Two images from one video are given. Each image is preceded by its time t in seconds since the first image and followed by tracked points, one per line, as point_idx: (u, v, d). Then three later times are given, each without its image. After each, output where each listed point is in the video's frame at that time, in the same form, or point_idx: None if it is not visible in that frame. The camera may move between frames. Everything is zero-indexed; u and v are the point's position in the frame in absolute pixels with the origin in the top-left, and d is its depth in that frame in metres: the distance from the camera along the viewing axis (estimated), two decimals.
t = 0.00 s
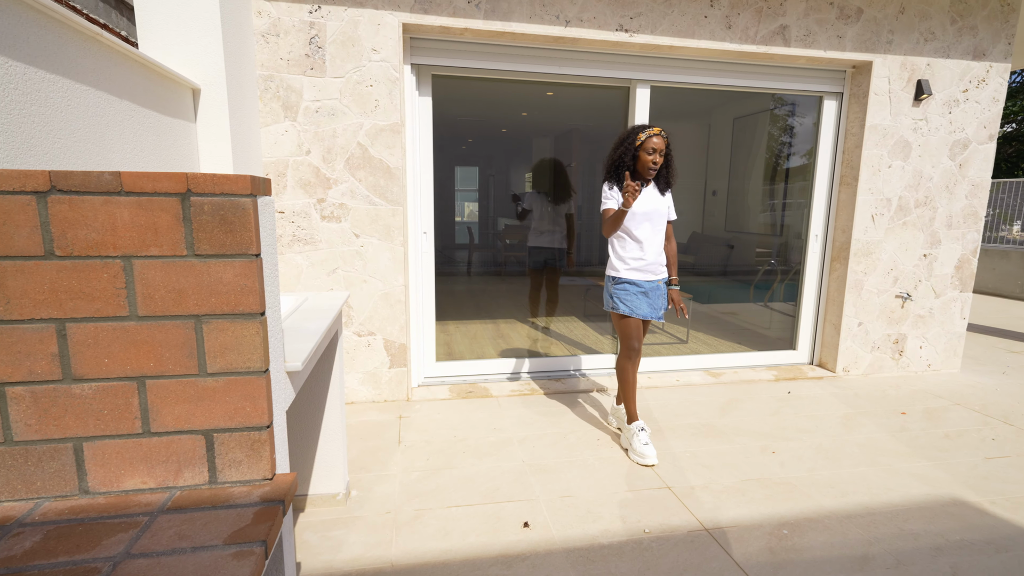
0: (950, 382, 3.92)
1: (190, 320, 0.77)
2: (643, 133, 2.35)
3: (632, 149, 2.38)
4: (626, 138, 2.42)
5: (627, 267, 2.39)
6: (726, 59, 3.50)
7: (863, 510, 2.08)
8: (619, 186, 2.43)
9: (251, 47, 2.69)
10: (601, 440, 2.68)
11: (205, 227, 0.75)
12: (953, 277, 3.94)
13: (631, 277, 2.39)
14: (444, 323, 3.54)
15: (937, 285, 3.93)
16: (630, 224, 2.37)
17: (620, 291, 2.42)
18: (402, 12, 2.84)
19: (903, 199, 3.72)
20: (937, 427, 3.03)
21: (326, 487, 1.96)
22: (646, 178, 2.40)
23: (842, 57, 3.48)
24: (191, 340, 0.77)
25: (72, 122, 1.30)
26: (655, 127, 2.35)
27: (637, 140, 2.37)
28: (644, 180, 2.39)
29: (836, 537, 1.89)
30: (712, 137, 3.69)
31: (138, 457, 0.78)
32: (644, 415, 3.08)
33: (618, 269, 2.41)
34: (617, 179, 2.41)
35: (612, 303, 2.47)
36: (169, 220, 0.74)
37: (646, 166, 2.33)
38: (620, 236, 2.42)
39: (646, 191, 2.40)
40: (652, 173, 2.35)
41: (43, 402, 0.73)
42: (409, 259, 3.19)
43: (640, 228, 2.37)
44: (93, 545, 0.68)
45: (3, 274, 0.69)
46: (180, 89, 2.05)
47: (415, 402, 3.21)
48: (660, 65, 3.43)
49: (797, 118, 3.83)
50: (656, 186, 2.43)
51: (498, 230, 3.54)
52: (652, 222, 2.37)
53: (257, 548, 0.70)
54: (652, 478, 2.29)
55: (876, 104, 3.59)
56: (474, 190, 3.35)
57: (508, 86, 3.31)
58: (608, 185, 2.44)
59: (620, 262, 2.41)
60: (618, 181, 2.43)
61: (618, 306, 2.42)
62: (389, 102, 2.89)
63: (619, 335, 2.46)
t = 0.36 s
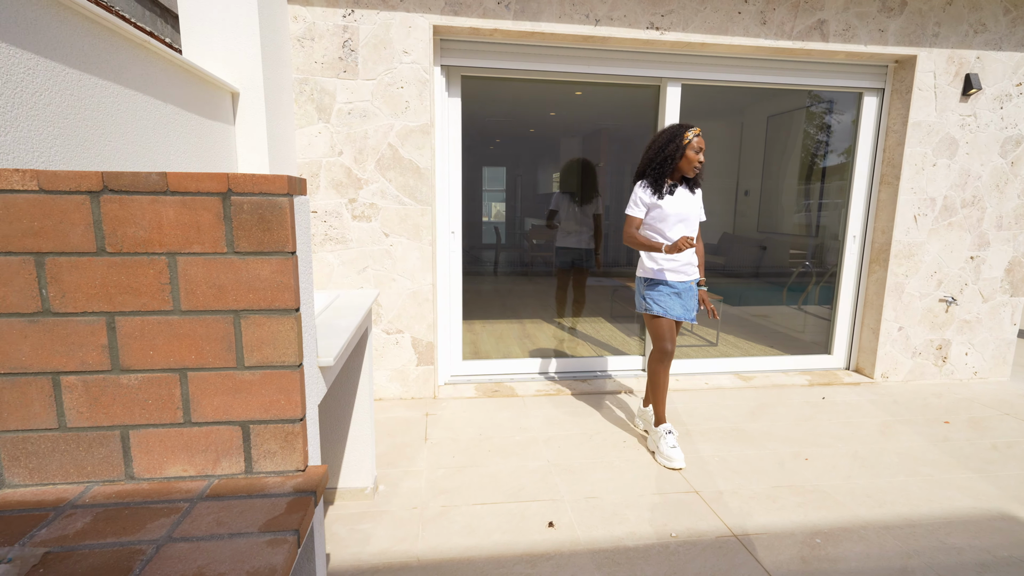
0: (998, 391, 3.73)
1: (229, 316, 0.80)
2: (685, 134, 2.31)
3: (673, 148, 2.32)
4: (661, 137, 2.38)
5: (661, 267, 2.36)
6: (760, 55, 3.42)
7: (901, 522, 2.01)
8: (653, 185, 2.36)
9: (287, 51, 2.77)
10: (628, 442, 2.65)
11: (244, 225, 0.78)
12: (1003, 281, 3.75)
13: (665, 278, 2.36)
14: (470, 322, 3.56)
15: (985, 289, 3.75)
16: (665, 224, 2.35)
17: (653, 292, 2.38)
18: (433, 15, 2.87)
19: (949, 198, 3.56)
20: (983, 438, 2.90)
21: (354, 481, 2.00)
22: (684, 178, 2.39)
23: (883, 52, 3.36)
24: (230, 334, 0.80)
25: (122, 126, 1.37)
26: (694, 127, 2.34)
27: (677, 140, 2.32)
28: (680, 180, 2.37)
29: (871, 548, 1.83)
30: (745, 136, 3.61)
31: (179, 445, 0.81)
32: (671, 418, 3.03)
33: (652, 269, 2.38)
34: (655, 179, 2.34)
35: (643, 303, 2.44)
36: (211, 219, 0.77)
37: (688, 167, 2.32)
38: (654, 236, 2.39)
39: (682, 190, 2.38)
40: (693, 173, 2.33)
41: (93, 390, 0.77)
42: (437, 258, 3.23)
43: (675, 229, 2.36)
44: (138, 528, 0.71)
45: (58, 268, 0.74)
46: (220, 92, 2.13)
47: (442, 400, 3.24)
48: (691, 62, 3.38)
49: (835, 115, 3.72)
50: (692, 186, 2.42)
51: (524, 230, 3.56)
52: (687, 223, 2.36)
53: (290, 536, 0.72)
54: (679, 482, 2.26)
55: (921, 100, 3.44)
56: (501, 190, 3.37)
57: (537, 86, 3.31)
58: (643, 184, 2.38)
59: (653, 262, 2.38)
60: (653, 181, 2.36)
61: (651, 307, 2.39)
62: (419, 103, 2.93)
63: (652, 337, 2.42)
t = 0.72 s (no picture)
0: None
1: (257, 314, 0.81)
2: (721, 134, 2.31)
3: (712, 150, 2.29)
4: (696, 137, 2.35)
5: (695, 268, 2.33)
6: (788, 53, 3.35)
7: (933, 533, 1.94)
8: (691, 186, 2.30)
9: (313, 55, 2.82)
10: (648, 445, 2.63)
11: (272, 226, 0.79)
12: None
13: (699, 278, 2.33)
14: (491, 322, 3.57)
15: None
16: (700, 224, 2.32)
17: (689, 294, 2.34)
18: (456, 17, 2.89)
19: (986, 199, 3.44)
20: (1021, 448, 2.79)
21: (376, 478, 2.02)
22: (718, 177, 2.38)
23: (917, 48, 3.25)
24: (257, 332, 0.82)
25: (156, 128, 1.41)
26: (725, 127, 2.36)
27: (716, 141, 2.30)
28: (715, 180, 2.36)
29: (900, 559, 1.78)
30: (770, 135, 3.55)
31: (209, 441, 0.84)
32: (693, 421, 2.99)
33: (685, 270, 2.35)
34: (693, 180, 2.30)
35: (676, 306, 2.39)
36: (240, 220, 0.79)
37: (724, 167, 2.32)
38: (688, 236, 2.35)
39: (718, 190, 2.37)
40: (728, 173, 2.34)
41: (128, 386, 0.80)
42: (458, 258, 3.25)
43: (710, 229, 2.34)
44: (169, 520, 0.73)
45: (97, 268, 0.77)
46: (248, 96, 2.18)
47: (462, 400, 3.26)
48: (716, 60, 3.33)
49: (865, 113, 3.63)
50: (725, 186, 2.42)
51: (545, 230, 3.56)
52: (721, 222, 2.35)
53: (314, 532, 0.73)
54: (700, 486, 2.23)
55: (957, 97, 3.33)
56: (522, 190, 3.37)
57: (559, 86, 3.31)
58: (678, 184, 2.33)
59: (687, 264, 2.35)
60: (690, 181, 2.31)
61: (686, 309, 2.35)
62: (442, 105, 2.96)
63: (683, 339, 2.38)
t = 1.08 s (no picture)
0: None
1: (274, 316, 0.82)
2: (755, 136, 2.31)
3: (750, 151, 2.28)
4: (733, 136, 2.32)
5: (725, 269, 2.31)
6: (807, 51, 3.30)
7: (954, 542, 1.90)
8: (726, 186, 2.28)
9: (330, 58, 2.85)
10: (662, 448, 2.61)
11: (290, 229, 0.80)
12: None
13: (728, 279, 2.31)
14: (504, 323, 3.58)
15: None
16: (730, 224, 2.31)
17: (718, 296, 2.29)
18: (471, 19, 2.90)
19: (1014, 199, 3.34)
20: None
21: (389, 478, 2.04)
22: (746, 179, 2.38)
23: (941, 45, 3.18)
24: (275, 333, 0.83)
25: (178, 132, 1.44)
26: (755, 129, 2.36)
27: (752, 143, 2.29)
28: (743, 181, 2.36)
29: (921, 569, 1.74)
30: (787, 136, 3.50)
31: (227, 439, 0.85)
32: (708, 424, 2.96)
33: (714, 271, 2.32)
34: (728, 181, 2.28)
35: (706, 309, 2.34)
36: (259, 222, 0.79)
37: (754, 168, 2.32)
38: (716, 236, 2.33)
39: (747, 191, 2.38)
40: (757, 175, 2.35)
41: (149, 385, 0.82)
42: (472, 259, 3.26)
43: (738, 230, 2.33)
44: (188, 517, 0.74)
45: (121, 269, 0.78)
46: (267, 99, 2.21)
47: (475, 400, 3.27)
48: (733, 60, 3.29)
49: (887, 112, 3.55)
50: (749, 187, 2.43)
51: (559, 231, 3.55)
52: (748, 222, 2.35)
53: (329, 531, 0.74)
54: (715, 491, 2.20)
55: (983, 95, 3.25)
56: (536, 190, 3.38)
57: (574, 86, 3.30)
58: (711, 183, 2.30)
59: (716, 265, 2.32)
60: (724, 181, 2.29)
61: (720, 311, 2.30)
62: (456, 106, 2.97)
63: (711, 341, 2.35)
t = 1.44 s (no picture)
0: None
1: (282, 320, 0.83)
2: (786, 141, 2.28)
3: (779, 157, 2.27)
4: (763, 139, 2.30)
5: (752, 275, 2.28)
6: (819, 52, 3.27)
7: (968, 550, 1.87)
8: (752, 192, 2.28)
9: (339, 61, 2.87)
10: (670, 451, 2.59)
11: (299, 234, 0.81)
12: None
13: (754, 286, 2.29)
14: (512, 324, 3.59)
15: None
16: (756, 230, 2.29)
17: (752, 301, 2.27)
18: (479, 21, 2.91)
19: None
20: None
21: (396, 479, 2.04)
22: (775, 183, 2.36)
23: (957, 44, 3.14)
24: (283, 338, 0.84)
25: (188, 137, 1.45)
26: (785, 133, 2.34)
27: (781, 148, 2.28)
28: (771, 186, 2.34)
29: None
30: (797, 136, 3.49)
31: (236, 442, 0.86)
32: (716, 427, 2.95)
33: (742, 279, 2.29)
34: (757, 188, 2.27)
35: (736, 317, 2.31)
36: (268, 227, 0.80)
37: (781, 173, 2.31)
38: (740, 241, 2.31)
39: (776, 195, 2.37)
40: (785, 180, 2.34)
41: (160, 388, 0.83)
42: (481, 259, 3.28)
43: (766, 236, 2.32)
44: (198, 520, 0.75)
45: (133, 274, 0.79)
46: (277, 102, 2.23)
47: (482, 401, 3.27)
48: (744, 61, 3.27)
49: (900, 111, 3.52)
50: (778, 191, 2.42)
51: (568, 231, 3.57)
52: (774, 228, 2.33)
53: (337, 536, 0.74)
54: (723, 495, 2.19)
55: (1000, 95, 3.20)
56: (544, 191, 3.39)
57: (583, 87, 3.30)
58: (738, 189, 2.29)
59: (744, 272, 2.29)
60: (751, 187, 2.29)
61: (755, 318, 2.26)
62: (465, 108, 2.97)
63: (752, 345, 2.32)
